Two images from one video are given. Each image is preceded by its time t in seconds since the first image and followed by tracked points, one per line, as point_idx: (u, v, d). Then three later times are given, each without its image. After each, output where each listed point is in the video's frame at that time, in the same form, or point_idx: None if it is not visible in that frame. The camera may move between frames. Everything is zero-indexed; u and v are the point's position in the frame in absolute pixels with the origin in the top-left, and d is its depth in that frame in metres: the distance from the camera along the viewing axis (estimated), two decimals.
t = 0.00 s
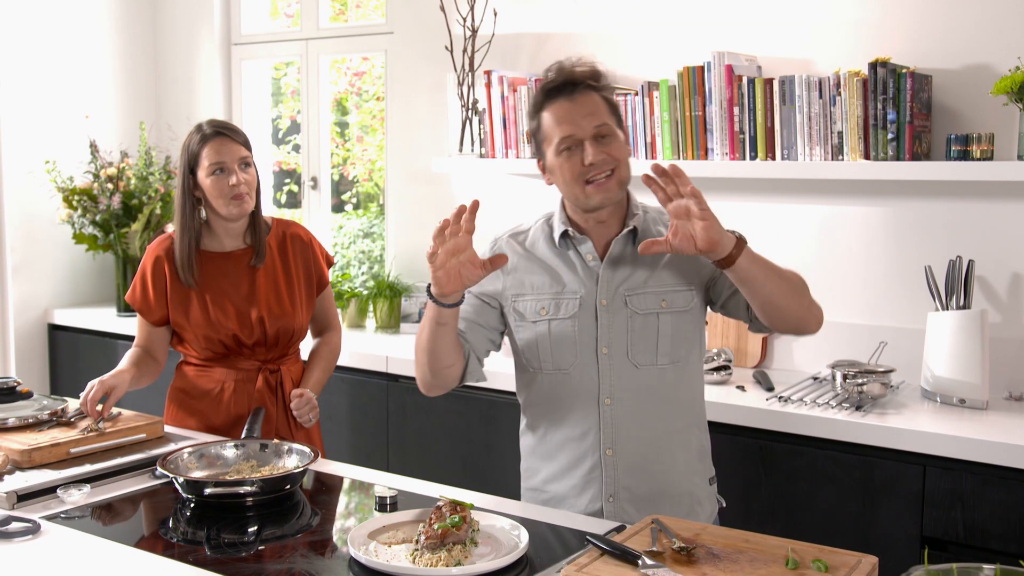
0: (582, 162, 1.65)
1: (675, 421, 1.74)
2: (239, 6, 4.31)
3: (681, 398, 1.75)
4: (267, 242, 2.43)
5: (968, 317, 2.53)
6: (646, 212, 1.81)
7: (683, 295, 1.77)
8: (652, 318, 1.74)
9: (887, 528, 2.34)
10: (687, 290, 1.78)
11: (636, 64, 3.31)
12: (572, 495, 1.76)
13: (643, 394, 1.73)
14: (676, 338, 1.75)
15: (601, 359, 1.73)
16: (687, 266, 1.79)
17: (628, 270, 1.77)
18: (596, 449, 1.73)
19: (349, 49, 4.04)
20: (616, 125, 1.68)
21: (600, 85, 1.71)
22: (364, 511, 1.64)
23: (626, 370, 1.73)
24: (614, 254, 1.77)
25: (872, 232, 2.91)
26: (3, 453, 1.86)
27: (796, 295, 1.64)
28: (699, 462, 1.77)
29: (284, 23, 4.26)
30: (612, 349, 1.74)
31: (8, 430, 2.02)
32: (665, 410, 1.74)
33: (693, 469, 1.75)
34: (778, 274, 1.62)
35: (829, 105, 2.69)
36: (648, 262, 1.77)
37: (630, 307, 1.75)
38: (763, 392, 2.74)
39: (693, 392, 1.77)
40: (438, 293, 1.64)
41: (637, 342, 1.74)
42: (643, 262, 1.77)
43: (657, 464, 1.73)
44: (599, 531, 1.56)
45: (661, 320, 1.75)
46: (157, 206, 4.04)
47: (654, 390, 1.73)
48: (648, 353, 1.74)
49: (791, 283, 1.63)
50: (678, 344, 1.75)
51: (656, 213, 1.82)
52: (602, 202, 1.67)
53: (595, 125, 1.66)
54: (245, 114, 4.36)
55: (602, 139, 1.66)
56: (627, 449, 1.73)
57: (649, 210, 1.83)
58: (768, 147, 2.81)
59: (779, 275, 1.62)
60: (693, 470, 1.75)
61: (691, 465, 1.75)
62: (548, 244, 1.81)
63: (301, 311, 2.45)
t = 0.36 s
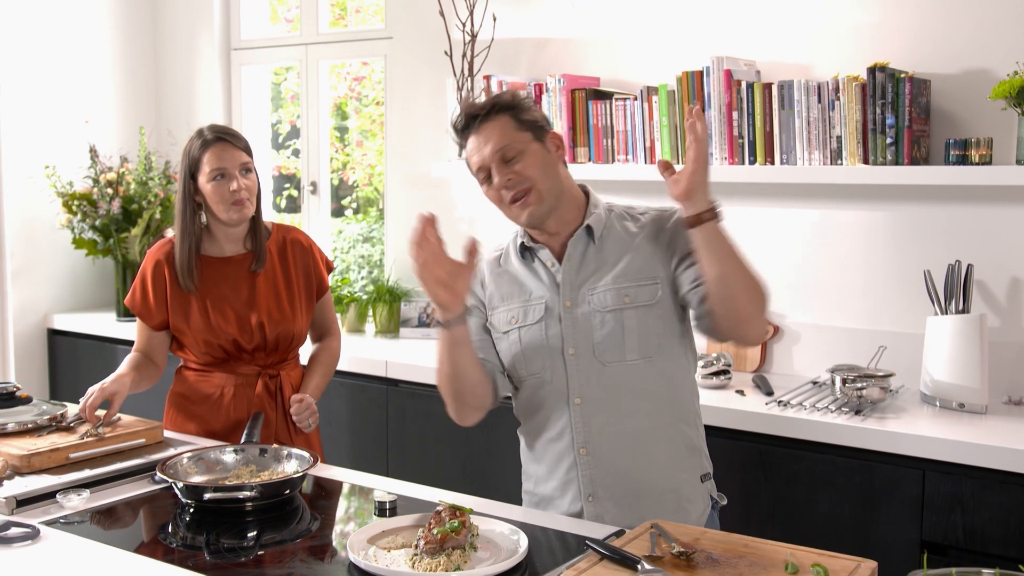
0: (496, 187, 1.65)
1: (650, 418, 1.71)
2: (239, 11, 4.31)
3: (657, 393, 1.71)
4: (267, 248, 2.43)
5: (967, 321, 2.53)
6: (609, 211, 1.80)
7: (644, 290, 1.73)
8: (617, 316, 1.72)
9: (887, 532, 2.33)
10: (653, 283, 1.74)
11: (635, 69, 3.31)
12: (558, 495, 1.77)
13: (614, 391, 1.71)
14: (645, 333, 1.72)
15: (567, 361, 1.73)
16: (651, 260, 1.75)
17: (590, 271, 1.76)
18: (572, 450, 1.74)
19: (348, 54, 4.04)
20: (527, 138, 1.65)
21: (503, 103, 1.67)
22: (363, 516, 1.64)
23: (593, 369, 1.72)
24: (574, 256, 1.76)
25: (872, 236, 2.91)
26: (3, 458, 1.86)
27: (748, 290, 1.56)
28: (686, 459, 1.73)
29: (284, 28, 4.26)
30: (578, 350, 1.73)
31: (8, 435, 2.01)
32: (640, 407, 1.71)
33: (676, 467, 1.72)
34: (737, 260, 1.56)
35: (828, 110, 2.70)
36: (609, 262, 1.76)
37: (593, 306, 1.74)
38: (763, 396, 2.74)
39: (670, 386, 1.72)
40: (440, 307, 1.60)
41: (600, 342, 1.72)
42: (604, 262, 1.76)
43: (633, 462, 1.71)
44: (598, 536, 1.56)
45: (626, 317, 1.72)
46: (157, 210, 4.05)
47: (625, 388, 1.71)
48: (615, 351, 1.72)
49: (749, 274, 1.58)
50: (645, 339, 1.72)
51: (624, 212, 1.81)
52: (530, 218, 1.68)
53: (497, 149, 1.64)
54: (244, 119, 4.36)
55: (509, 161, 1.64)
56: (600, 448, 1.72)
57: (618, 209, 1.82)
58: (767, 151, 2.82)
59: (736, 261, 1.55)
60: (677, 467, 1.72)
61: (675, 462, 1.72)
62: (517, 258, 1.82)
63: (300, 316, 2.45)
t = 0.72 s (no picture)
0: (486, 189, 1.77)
1: (627, 424, 1.70)
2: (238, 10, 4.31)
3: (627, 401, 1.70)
4: (267, 247, 2.43)
5: (966, 321, 2.53)
6: (610, 211, 1.78)
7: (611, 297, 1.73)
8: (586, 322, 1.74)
9: (886, 532, 2.34)
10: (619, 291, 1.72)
11: (635, 68, 3.31)
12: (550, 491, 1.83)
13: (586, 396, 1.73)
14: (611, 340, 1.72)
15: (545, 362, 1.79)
16: (625, 267, 1.72)
17: (579, 272, 1.79)
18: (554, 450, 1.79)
19: (348, 53, 4.04)
20: (507, 150, 1.71)
21: (506, 106, 1.73)
22: (362, 515, 1.64)
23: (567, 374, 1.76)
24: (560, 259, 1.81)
25: (870, 236, 2.91)
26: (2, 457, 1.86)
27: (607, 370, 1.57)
28: (669, 464, 1.72)
29: (284, 27, 4.26)
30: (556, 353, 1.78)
31: (7, 434, 2.01)
32: (615, 412, 1.71)
33: (659, 472, 1.71)
34: (590, 343, 1.57)
35: (827, 110, 2.70)
36: (594, 265, 1.77)
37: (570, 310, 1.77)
38: (762, 396, 2.75)
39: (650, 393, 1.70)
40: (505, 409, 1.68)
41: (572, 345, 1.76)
42: (591, 263, 1.77)
43: (610, 466, 1.72)
44: (598, 535, 1.56)
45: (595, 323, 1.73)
46: (156, 209, 4.05)
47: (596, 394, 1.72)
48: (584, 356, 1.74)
49: (607, 342, 1.56)
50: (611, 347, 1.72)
51: (626, 210, 1.77)
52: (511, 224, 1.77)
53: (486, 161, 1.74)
54: (244, 118, 4.37)
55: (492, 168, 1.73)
56: (579, 450, 1.75)
57: (622, 207, 1.79)
58: (766, 150, 2.82)
59: (585, 350, 1.57)
60: (659, 471, 1.71)
61: (656, 466, 1.71)
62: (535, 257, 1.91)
63: (300, 316, 2.45)
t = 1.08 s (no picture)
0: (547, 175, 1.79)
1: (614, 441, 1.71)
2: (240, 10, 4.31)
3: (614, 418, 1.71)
4: (268, 246, 2.43)
5: (967, 322, 2.53)
6: (646, 222, 1.70)
7: (617, 318, 1.68)
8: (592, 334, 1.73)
9: (886, 533, 2.33)
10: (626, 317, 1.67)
11: (636, 69, 3.31)
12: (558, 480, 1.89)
13: (582, 403, 1.76)
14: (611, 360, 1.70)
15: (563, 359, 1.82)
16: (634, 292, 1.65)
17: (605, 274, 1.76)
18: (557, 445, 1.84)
19: (349, 53, 4.04)
20: (558, 146, 1.70)
21: (569, 97, 1.69)
22: (362, 515, 1.64)
23: (576, 377, 1.78)
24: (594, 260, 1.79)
25: (871, 238, 2.91)
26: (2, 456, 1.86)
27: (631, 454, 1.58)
28: (649, 488, 1.72)
29: (285, 27, 4.26)
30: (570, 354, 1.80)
31: (7, 433, 2.01)
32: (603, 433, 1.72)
33: (639, 493, 1.72)
34: (607, 441, 1.57)
35: (829, 111, 2.70)
36: (613, 276, 1.72)
37: (585, 315, 1.76)
38: (763, 397, 2.74)
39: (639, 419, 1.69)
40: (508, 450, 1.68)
41: (580, 349, 1.76)
42: (612, 271, 1.73)
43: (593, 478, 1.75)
44: (598, 536, 1.56)
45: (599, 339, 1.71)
46: (157, 209, 4.05)
47: (590, 405, 1.74)
48: (586, 367, 1.75)
49: (625, 438, 1.56)
50: (612, 365, 1.70)
51: (658, 222, 1.68)
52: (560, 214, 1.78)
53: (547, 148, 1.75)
54: (245, 117, 4.37)
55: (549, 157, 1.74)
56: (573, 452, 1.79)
57: (658, 216, 1.70)
58: (768, 151, 2.81)
59: (603, 447, 1.58)
60: (638, 491, 1.72)
61: (636, 486, 1.72)
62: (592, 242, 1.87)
63: (301, 316, 2.45)
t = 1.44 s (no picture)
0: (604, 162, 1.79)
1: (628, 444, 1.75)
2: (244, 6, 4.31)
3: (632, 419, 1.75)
4: (272, 242, 2.43)
5: (972, 320, 2.53)
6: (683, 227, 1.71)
7: (637, 325, 1.70)
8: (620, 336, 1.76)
9: (890, 531, 2.33)
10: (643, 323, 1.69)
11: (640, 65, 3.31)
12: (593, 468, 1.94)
13: (607, 401, 1.80)
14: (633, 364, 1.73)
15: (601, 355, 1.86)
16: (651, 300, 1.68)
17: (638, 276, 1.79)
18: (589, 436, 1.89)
19: (352, 49, 4.04)
20: (621, 137, 1.70)
21: (637, 88, 1.68)
22: (366, 511, 1.64)
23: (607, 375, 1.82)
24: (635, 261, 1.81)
25: (875, 235, 2.91)
26: (6, 451, 1.86)
27: (638, 481, 1.61)
28: (659, 494, 1.75)
29: (288, 23, 4.25)
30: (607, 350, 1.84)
31: (12, 428, 2.02)
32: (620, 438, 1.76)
33: (649, 496, 1.76)
34: (610, 472, 1.62)
35: (833, 108, 2.69)
36: (641, 280, 1.74)
37: (615, 315, 1.79)
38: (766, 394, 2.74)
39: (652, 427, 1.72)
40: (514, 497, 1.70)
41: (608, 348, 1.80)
42: (642, 274, 1.76)
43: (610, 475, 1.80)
44: (602, 532, 1.56)
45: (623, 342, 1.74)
46: (160, 205, 4.05)
47: (612, 405, 1.78)
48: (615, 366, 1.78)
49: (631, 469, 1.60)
50: (631, 369, 1.74)
51: (690, 229, 1.69)
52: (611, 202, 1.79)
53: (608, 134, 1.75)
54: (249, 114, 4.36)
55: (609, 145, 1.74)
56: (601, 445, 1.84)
57: (691, 223, 1.70)
58: (771, 148, 2.81)
59: (608, 480, 1.62)
60: (645, 494, 1.76)
61: (642, 489, 1.76)
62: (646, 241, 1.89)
63: (305, 312, 2.46)
